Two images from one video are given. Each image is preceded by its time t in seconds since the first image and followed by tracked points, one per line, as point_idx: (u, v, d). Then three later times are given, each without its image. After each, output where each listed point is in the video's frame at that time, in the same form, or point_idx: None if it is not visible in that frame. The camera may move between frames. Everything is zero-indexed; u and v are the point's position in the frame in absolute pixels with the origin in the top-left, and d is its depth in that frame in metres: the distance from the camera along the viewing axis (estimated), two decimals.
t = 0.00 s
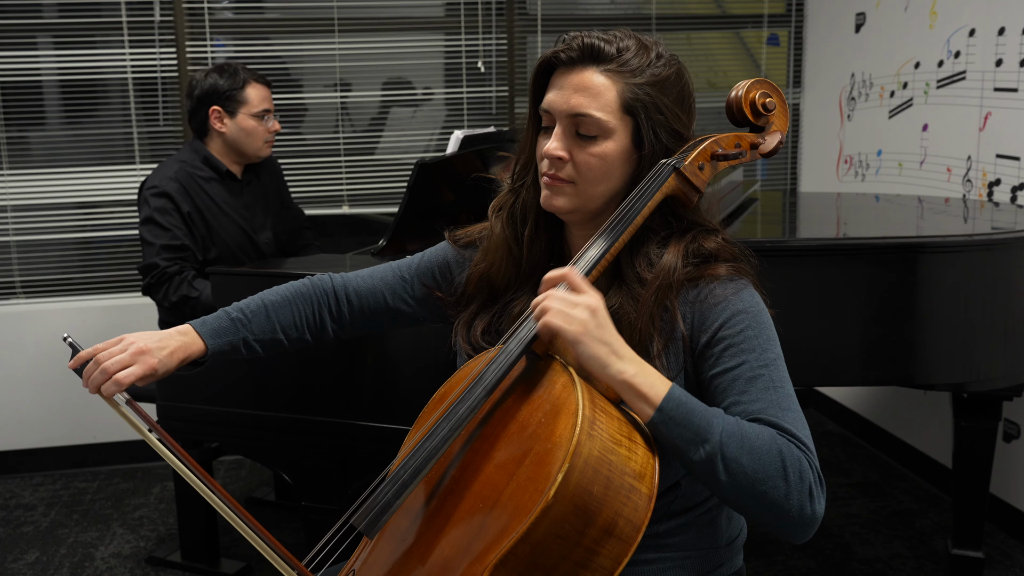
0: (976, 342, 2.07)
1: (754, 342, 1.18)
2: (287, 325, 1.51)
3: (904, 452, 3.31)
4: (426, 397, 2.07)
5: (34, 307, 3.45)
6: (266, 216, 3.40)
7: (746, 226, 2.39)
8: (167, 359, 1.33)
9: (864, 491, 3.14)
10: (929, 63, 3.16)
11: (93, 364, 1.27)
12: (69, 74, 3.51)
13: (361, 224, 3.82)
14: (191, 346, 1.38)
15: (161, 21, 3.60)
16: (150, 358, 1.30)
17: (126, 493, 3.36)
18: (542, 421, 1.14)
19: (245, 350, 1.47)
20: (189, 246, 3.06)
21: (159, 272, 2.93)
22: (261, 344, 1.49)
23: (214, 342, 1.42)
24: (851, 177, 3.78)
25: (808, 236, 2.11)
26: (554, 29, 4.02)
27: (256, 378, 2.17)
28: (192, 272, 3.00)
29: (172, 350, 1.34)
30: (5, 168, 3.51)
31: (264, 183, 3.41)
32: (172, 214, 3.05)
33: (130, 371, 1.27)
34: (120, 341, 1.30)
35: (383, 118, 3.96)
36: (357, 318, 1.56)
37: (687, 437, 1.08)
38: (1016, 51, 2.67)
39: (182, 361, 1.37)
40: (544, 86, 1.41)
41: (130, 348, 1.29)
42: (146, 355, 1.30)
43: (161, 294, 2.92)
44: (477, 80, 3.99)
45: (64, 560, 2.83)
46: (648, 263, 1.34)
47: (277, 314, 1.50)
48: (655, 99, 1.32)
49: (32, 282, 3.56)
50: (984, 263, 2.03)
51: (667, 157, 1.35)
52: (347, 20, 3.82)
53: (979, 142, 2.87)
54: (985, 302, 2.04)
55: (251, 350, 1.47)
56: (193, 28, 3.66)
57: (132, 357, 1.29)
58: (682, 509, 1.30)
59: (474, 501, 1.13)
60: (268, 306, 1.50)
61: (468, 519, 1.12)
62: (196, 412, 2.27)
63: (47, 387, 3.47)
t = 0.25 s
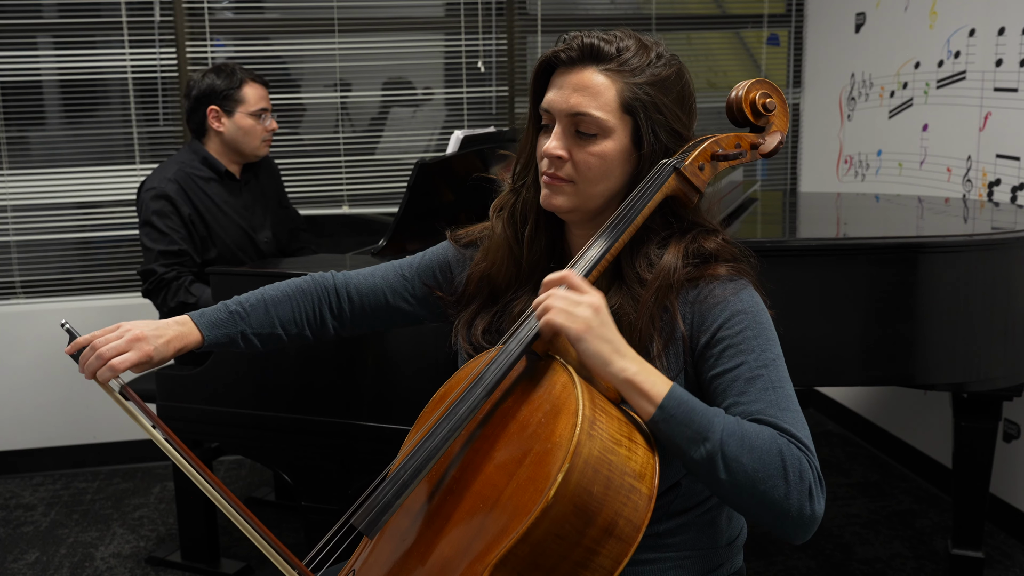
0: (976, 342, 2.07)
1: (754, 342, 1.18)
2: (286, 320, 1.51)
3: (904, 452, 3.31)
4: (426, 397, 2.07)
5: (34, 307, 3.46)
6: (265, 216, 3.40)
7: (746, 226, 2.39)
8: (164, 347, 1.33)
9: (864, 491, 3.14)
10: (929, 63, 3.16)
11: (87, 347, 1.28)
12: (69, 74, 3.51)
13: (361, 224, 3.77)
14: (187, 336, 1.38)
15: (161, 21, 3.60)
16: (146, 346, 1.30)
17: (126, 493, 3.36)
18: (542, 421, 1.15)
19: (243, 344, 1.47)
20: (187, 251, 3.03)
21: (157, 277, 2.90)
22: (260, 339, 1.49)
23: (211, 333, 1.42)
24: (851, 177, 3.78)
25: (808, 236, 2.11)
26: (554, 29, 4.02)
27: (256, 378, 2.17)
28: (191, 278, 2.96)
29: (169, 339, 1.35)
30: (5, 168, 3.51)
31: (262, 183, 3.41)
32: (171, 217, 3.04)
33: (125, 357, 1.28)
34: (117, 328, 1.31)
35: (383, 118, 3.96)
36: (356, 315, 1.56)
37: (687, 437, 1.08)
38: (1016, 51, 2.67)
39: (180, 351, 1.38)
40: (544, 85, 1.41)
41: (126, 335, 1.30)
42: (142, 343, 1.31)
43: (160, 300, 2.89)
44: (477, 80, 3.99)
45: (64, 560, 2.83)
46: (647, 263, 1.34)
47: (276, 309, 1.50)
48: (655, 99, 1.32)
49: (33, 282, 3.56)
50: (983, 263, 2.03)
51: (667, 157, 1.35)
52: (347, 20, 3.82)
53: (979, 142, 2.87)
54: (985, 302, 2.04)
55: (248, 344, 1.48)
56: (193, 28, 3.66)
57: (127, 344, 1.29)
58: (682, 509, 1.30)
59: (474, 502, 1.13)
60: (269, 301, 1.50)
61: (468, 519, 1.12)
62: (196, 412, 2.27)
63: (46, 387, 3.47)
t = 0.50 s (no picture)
0: (976, 342, 2.07)
1: (753, 342, 1.18)
2: (286, 315, 1.51)
3: (904, 452, 3.31)
4: (426, 397, 2.07)
5: (34, 307, 3.45)
6: (263, 213, 3.37)
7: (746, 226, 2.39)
8: (162, 336, 1.33)
9: (864, 491, 3.14)
10: (929, 63, 3.16)
11: (86, 335, 1.26)
12: (69, 74, 3.51)
13: (361, 225, 3.72)
14: (186, 328, 1.38)
15: (161, 21, 3.60)
16: (144, 333, 1.30)
17: (126, 493, 3.36)
18: (541, 420, 1.15)
19: (243, 337, 1.47)
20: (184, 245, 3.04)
21: (154, 271, 2.93)
22: (260, 332, 1.48)
23: (211, 325, 1.42)
24: (851, 177, 3.78)
25: (808, 235, 2.11)
26: (554, 29, 4.03)
27: (256, 378, 2.17)
28: (187, 272, 2.99)
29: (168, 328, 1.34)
30: (5, 168, 3.51)
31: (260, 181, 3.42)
32: (169, 213, 3.05)
33: (124, 343, 1.27)
34: (116, 315, 1.30)
35: (383, 118, 3.96)
36: (356, 313, 1.56)
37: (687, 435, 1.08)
38: (1016, 51, 2.67)
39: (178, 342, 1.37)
40: (543, 84, 1.41)
41: (125, 322, 1.29)
42: (141, 330, 1.30)
43: (156, 292, 2.93)
44: (477, 80, 3.99)
45: (64, 560, 2.83)
46: (646, 263, 1.35)
47: (277, 303, 1.50)
48: (653, 98, 1.32)
49: (32, 282, 3.56)
50: (983, 263, 2.03)
51: (666, 156, 1.35)
52: (347, 20, 3.82)
53: (979, 142, 2.87)
54: (985, 302, 2.04)
55: (247, 337, 1.47)
56: (193, 28, 3.66)
57: (125, 331, 1.29)
58: (682, 509, 1.30)
59: (474, 502, 1.13)
60: (270, 295, 1.50)
61: (468, 519, 1.12)
62: (195, 412, 2.27)
63: (46, 387, 3.47)
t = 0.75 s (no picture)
0: (976, 342, 2.07)
1: (754, 341, 1.18)
2: (289, 309, 1.52)
3: (904, 452, 3.31)
4: (426, 397, 2.07)
5: (34, 307, 3.46)
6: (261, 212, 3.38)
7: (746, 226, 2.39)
8: (165, 324, 1.34)
9: (864, 491, 3.14)
10: (929, 63, 3.16)
11: (88, 320, 1.28)
12: (69, 74, 3.51)
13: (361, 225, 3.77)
14: (189, 319, 1.40)
15: (161, 21, 3.60)
16: (147, 320, 1.31)
17: (126, 493, 3.36)
18: (541, 420, 1.15)
19: (246, 330, 1.49)
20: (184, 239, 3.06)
21: (152, 261, 2.94)
22: (263, 326, 1.50)
23: (214, 317, 1.44)
24: (851, 177, 3.78)
25: (808, 235, 2.11)
26: (554, 29, 4.03)
27: (256, 378, 2.17)
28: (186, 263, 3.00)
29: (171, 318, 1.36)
30: (5, 168, 3.51)
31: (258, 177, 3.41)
32: (168, 208, 3.06)
33: (126, 329, 1.28)
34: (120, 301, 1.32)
35: (383, 118, 3.96)
36: (359, 310, 1.56)
37: (690, 435, 1.08)
38: (1016, 51, 2.67)
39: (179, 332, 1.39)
40: (544, 84, 1.41)
41: (128, 308, 1.30)
42: (144, 317, 1.31)
43: (155, 283, 2.93)
44: (477, 80, 3.99)
45: (64, 560, 2.83)
46: (647, 263, 1.35)
47: (280, 297, 1.52)
48: (653, 97, 1.32)
49: (32, 282, 3.56)
50: (983, 263, 2.03)
51: (666, 156, 1.35)
52: (347, 20, 3.82)
53: (979, 142, 2.87)
54: (985, 302, 2.04)
55: (250, 330, 1.49)
56: (193, 27, 3.66)
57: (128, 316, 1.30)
58: (682, 509, 1.30)
59: (474, 502, 1.13)
60: (274, 290, 1.52)
61: (468, 519, 1.12)
62: (195, 412, 2.27)
63: (46, 387, 3.47)
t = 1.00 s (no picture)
0: (976, 341, 2.06)
1: (763, 332, 1.16)
2: (309, 322, 1.52)
3: (904, 452, 3.31)
4: (426, 397, 2.07)
5: (34, 307, 3.46)
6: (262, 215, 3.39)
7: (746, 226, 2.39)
8: (187, 335, 1.34)
9: (864, 490, 3.14)
10: (929, 63, 3.15)
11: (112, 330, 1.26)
12: (69, 74, 3.51)
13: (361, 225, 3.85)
14: (211, 331, 1.39)
15: (161, 21, 3.60)
16: (168, 329, 1.31)
17: (126, 493, 3.36)
18: (541, 421, 1.15)
19: (268, 343, 1.48)
20: (190, 246, 3.06)
21: (156, 271, 2.94)
22: (284, 339, 1.49)
23: (236, 329, 1.43)
24: (851, 177, 3.78)
25: (809, 236, 2.11)
26: (554, 29, 4.03)
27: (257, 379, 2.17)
28: (189, 273, 2.98)
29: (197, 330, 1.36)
30: (5, 168, 3.51)
31: (257, 180, 3.41)
32: (169, 213, 3.07)
33: (149, 337, 1.28)
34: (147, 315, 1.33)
35: (383, 118, 3.95)
36: (376, 321, 1.56)
37: (712, 403, 1.02)
38: (1016, 51, 2.67)
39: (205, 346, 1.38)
40: (544, 85, 1.42)
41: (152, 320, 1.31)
42: (167, 326, 1.32)
43: (160, 292, 2.93)
44: (477, 80, 3.99)
45: (64, 560, 2.83)
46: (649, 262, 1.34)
47: (300, 311, 1.51)
48: (653, 95, 1.32)
49: (32, 282, 3.56)
50: (983, 263, 2.03)
51: (667, 156, 1.35)
52: (347, 20, 3.82)
53: (979, 142, 2.87)
54: (985, 302, 2.04)
55: (273, 343, 1.49)
56: (193, 27, 3.66)
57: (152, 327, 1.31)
58: (683, 510, 1.30)
59: (474, 502, 1.13)
60: (293, 304, 1.51)
61: (467, 520, 1.12)
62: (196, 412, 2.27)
63: (46, 387, 3.47)
